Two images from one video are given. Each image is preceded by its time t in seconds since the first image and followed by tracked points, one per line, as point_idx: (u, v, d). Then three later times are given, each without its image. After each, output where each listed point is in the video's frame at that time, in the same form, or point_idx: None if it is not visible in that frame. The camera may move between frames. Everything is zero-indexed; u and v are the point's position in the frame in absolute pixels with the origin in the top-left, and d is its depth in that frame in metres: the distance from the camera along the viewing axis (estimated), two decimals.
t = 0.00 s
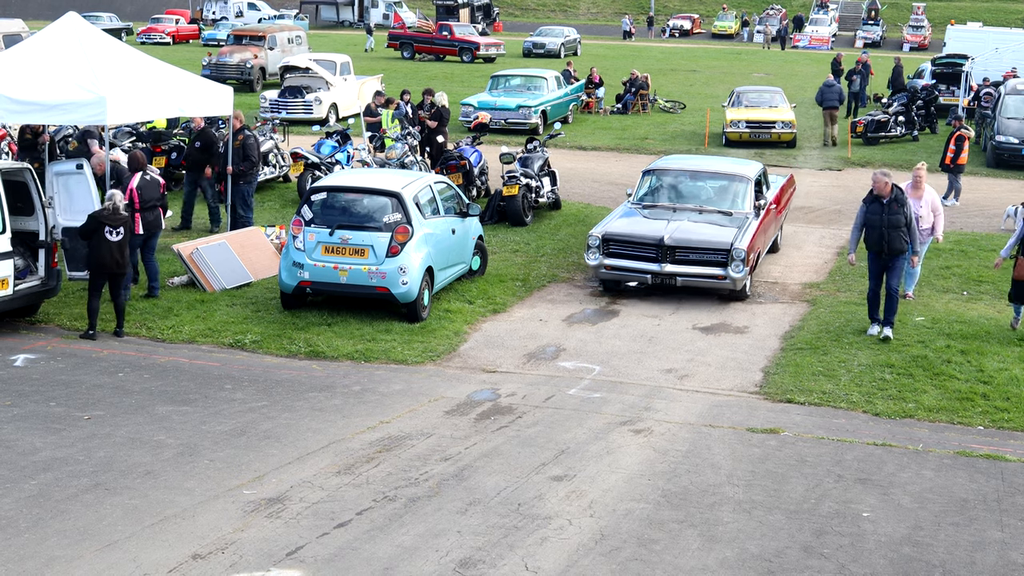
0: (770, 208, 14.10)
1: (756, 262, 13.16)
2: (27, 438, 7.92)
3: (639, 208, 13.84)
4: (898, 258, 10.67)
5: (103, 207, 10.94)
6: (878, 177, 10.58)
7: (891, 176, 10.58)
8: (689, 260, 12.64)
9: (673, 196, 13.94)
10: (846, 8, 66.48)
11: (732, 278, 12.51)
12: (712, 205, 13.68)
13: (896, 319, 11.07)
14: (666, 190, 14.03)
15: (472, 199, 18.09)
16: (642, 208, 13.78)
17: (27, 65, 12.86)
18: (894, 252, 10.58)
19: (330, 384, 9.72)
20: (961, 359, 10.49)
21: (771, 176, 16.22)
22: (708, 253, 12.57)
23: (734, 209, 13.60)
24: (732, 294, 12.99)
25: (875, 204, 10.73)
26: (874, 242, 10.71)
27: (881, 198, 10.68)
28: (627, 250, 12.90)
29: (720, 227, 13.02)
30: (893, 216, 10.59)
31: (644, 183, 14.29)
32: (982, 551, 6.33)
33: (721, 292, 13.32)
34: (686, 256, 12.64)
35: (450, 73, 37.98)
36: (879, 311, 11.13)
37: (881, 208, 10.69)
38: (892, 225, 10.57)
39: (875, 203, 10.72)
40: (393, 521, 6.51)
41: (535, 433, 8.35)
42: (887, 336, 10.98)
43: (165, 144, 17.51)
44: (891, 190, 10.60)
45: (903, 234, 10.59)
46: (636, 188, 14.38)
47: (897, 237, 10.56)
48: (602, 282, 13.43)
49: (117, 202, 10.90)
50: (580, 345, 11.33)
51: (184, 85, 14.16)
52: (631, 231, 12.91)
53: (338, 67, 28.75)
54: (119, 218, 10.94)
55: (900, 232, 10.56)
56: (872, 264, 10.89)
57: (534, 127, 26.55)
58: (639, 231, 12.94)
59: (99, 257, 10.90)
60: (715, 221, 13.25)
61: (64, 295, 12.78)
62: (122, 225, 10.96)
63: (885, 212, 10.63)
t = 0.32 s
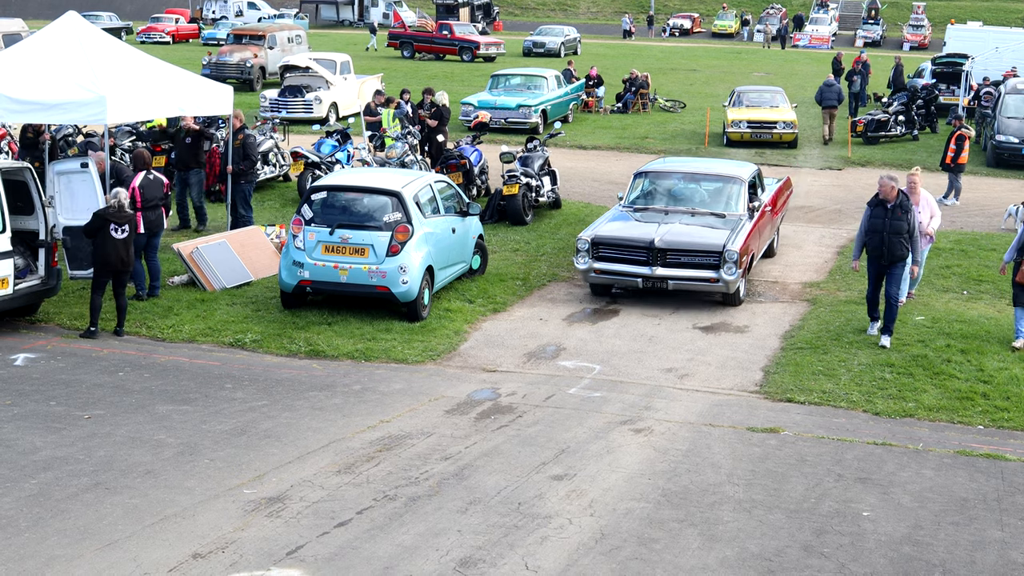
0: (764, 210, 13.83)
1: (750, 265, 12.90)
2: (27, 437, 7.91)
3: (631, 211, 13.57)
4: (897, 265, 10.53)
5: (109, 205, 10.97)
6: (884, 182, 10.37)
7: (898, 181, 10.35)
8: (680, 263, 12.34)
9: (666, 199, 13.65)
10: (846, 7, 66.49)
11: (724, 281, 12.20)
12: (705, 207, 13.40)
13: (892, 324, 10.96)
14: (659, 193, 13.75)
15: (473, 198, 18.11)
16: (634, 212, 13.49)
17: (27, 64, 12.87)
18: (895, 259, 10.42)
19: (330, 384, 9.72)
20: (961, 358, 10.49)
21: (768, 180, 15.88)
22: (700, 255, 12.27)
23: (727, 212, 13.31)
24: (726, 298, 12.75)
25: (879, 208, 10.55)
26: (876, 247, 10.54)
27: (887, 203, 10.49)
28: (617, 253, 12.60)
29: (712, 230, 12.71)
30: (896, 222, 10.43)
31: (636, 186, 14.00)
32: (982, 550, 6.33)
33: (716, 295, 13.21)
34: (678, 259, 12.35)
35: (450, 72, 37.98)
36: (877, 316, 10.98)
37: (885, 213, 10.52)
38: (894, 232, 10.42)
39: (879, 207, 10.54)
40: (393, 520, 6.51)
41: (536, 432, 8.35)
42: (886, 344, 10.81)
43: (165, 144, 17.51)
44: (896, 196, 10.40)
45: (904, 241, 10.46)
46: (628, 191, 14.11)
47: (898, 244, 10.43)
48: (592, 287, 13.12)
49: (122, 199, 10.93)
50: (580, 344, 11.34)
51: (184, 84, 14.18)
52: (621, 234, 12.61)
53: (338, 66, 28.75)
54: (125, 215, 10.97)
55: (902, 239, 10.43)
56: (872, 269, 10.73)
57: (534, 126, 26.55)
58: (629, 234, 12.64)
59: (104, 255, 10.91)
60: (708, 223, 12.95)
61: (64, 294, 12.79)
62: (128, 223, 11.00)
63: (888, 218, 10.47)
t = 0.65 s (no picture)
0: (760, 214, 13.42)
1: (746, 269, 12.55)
2: (27, 436, 7.91)
3: (623, 217, 13.15)
4: (898, 266, 10.44)
5: (108, 205, 10.98)
6: (889, 181, 10.33)
7: (902, 180, 10.31)
8: (672, 269, 11.94)
9: (658, 203, 13.22)
10: (846, 7, 66.51)
11: (717, 288, 11.81)
12: (698, 211, 12.98)
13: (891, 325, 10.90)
14: (651, 197, 13.32)
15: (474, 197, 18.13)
16: (626, 217, 13.08)
17: (27, 63, 12.86)
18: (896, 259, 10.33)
19: (330, 383, 9.72)
20: (961, 358, 10.49)
21: (764, 182, 15.52)
22: (692, 261, 11.87)
23: (721, 216, 12.88)
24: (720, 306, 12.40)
25: (882, 207, 10.46)
26: (877, 247, 10.45)
27: (890, 202, 10.40)
28: (607, 259, 12.20)
29: (705, 234, 12.30)
30: (899, 223, 10.35)
31: (629, 190, 13.56)
32: (981, 550, 6.34)
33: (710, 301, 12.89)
34: (669, 265, 11.94)
35: (450, 71, 38.00)
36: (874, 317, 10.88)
37: (888, 212, 10.43)
38: (896, 232, 10.33)
39: (882, 207, 10.45)
40: (393, 519, 6.51)
41: (536, 431, 8.36)
42: (886, 344, 10.83)
43: (165, 143, 17.50)
44: (900, 196, 10.33)
45: (906, 242, 10.38)
46: (620, 196, 13.67)
47: (899, 245, 10.35)
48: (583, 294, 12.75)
49: (121, 198, 10.94)
50: (580, 343, 11.34)
51: (185, 83, 14.18)
52: (611, 239, 12.22)
53: (338, 65, 28.74)
54: (126, 214, 10.97)
55: (904, 240, 10.35)
56: (872, 269, 10.64)
57: (534, 125, 26.55)
58: (620, 239, 12.25)
59: (105, 255, 10.91)
60: (701, 228, 12.54)
61: (64, 293, 12.79)
62: (128, 223, 11.00)
63: (891, 218, 10.38)
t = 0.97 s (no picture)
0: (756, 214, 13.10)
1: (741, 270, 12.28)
2: (31, 430, 7.92)
3: (616, 216, 12.82)
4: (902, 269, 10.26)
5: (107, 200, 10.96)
6: (888, 183, 10.18)
7: (901, 181, 10.16)
8: (665, 270, 11.64)
9: (653, 203, 12.88)
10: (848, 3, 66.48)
11: (712, 290, 11.51)
12: (693, 211, 12.65)
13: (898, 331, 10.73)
14: (645, 196, 12.98)
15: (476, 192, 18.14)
16: (620, 217, 12.75)
17: (28, 58, 12.86)
18: (901, 261, 10.15)
19: (333, 377, 9.73)
20: (964, 353, 10.49)
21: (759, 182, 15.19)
22: (686, 262, 11.57)
23: (717, 217, 12.55)
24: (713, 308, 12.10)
25: (883, 210, 10.31)
26: (879, 249, 10.28)
27: (891, 204, 10.24)
28: (599, 260, 11.88)
29: (700, 235, 12.00)
30: (901, 225, 10.18)
31: (622, 189, 13.21)
32: (985, 544, 6.34)
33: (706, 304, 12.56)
34: (663, 266, 11.63)
35: (452, 66, 37.98)
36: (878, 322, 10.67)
37: (889, 214, 10.27)
38: (899, 234, 10.16)
39: (883, 209, 10.29)
40: (397, 513, 6.51)
41: (539, 426, 8.36)
42: (876, 346, 10.51)
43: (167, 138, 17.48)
44: (901, 197, 10.18)
45: (909, 244, 10.20)
46: (613, 194, 13.32)
47: (902, 247, 10.17)
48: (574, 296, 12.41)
49: (119, 193, 10.93)
50: (583, 338, 11.34)
51: (186, 77, 14.18)
52: (603, 239, 11.91)
53: (340, 60, 28.73)
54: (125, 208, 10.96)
55: (906, 242, 10.17)
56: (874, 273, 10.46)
57: (536, 120, 26.55)
58: (612, 239, 11.94)
59: (107, 250, 10.90)
60: (696, 228, 12.22)
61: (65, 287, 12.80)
62: (128, 217, 10.99)
63: (892, 220, 10.23)
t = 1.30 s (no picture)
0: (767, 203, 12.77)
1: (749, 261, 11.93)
2: (47, 411, 7.95)
3: (623, 204, 12.54)
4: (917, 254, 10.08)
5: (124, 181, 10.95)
6: (898, 168, 9.96)
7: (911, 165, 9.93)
8: (671, 259, 11.33)
9: (660, 191, 12.56)
10: None
11: (718, 280, 11.19)
12: (701, 200, 12.33)
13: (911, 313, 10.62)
14: (651, 183, 12.68)
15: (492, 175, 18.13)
16: (626, 205, 12.45)
17: (47, 40, 12.91)
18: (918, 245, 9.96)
19: (349, 359, 9.75)
20: (980, 337, 10.46)
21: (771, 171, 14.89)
22: (692, 251, 11.25)
23: (726, 205, 12.23)
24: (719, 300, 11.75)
25: (894, 195, 10.08)
26: (893, 235, 10.08)
27: (902, 189, 10.03)
28: (603, 248, 11.58)
29: (708, 224, 11.66)
30: (914, 209, 9.99)
31: (630, 177, 12.90)
32: (999, 529, 6.33)
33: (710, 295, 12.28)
34: (668, 255, 11.33)
35: (468, 48, 37.96)
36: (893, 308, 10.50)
37: (901, 199, 10.06)
38: (913, 219, 9.98)
39: (894, 194, 10.08)
40: (411, 495, 6.53)
41: (554, 408, 8.37)
42: (894, 336, 10.45)
43: (184, 120, 17.50)
44: (912, 181, 9.97)
45: (923, 227, 10.04)
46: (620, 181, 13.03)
47: (918, 232, 10.00)
48: (577, 285, 12.13)
49: (137, 175, 10.92)
50: (598, 321, 11.34)
51: (204, 59, 14.20)
52: (607, 227, 11.60)
53: (357, 42, 28.73)
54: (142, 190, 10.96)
55: (922, 226, 10.00)
56: (888, 259, 10.27)
57: (553, 102, 26.52)
58: (616, 228, 11.65)
59: (123, 233, 10.92)
60: (704, 217, 11.89)
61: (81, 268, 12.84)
62: (145, 199, 11.00)
63: (906, 205, 10.01)
